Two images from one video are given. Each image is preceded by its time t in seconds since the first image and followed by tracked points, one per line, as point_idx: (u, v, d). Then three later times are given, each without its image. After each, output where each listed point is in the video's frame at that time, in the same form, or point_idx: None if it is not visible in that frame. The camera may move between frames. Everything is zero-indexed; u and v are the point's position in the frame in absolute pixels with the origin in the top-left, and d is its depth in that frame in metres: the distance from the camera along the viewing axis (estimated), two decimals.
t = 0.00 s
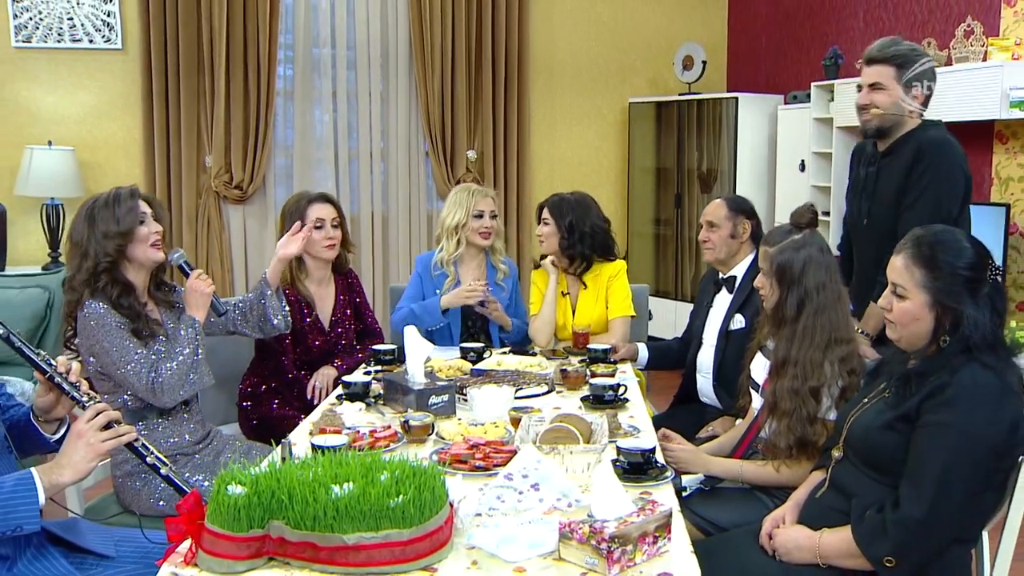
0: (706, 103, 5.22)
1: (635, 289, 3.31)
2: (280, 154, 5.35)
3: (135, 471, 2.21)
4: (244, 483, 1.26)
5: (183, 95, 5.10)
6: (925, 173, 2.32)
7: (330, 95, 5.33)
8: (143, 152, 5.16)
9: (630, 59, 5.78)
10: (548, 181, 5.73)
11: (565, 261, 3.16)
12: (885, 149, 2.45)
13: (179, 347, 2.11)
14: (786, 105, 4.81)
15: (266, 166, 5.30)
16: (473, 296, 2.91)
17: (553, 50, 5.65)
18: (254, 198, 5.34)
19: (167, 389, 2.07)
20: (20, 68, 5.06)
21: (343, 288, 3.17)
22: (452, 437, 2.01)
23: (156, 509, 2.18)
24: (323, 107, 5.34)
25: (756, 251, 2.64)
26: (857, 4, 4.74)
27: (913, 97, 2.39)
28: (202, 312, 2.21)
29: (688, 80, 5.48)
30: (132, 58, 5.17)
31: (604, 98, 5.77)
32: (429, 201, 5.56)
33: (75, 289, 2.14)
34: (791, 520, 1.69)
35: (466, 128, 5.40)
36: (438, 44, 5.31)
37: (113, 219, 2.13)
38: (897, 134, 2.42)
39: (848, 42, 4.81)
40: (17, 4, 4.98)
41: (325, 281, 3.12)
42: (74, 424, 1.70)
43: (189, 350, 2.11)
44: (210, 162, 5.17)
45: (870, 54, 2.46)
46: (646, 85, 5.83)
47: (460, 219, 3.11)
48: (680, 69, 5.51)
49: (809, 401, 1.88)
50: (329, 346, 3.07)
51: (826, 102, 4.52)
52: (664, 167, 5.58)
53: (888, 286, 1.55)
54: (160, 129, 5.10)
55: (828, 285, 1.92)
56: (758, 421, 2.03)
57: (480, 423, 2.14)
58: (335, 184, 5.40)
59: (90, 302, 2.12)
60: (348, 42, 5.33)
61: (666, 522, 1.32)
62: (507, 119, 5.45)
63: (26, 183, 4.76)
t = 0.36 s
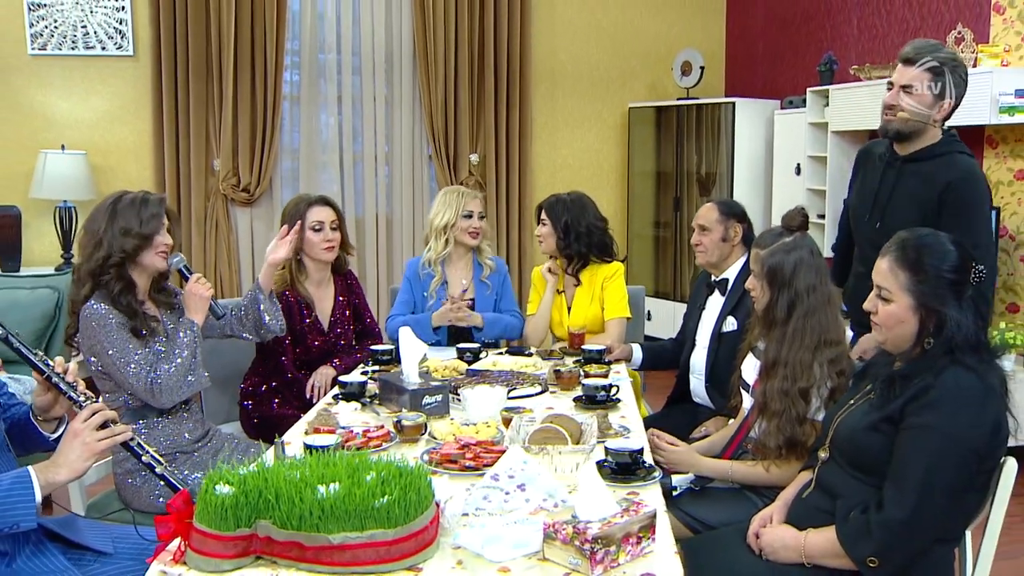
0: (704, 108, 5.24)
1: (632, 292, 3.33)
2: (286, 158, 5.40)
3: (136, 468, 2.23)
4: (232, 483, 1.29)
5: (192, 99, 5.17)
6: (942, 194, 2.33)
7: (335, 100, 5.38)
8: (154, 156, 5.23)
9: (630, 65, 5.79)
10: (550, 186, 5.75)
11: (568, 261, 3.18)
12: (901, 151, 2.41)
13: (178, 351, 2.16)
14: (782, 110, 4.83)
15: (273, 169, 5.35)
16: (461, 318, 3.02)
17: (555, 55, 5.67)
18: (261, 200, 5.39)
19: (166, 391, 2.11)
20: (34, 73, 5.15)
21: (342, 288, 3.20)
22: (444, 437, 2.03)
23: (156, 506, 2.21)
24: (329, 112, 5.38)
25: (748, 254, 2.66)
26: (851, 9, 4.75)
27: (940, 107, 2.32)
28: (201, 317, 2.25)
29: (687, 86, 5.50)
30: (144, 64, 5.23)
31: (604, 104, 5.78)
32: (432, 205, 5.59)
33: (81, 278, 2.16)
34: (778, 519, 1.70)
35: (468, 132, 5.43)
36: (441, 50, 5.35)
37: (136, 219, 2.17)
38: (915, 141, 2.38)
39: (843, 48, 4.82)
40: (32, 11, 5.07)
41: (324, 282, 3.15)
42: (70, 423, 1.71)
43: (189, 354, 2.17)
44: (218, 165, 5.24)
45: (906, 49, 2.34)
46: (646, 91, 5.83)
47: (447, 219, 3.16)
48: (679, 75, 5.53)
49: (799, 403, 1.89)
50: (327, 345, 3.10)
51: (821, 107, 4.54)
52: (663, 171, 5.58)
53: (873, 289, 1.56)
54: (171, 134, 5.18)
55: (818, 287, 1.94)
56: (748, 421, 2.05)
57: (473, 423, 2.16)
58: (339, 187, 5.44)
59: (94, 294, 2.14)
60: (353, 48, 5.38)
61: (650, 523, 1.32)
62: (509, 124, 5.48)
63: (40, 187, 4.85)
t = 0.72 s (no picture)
0: (704, 112, 5.25)
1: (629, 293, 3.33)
2: (293, 161, 5.44)
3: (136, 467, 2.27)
4: (220, 483, 1.30)
5: (201, 104, 5.24)
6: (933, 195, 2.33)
7: (341, 104, 5.41)
8: (164, 160, 5.30)
9: (630, 70, 5.79)
10: (551, 189, 5.75)
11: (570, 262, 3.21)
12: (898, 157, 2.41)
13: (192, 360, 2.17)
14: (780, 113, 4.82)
15: (279, 172, 5.40)
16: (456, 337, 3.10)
17: (557, 60, 5.69)
18: (268, 203, 5.44)
19: (176, 397, 2.13)
20: (47, 79, 5.27)
21: (341, 290, 3.23)
22: (436, 437, 2.04)
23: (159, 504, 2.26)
24: (334, 116, 5.43)
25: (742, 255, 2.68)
26: (847, 15, 4.76)
27: (932, 109, 2.34)
28: (219, 326, 2.27)
29: (686, 90, 5.50)
30: (154, 71, 5.33)
31: (606, 107, 5.79)
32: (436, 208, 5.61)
33: (102, 279, 2.20)
34: (766, 519, 1.71)
35: (471, 134, 5.45)
36: (444, 55, 5.37)
37: (155, 220, 2.20)
38: (912, 147, 2.39)
39: (839, 52, 4.83)
40: (48, 19, 5.19)
41: (324, 283, 3.20)
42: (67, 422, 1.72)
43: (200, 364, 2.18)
44: (226, 169, 5.30)
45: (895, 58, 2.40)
46: (646, 95, 5.83)
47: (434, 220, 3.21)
48: (679, 79, 5.54)
49: (788, 403, 1.90)
50: (327, 345, 3.14)
51: (819, 111, 4.55)
52: (664, 173, 5.58)
53: (860, 289, 1.57)
54: (179, 139, 5.25)
55: (809, 288, 1.94)
56: (739, 421, 2.07)
57: (466, 422, 2.17)
58: (345, 191, 5.48)
59: (115, 296, 2.18)
60: (359, 53, 5.41)
61: (635, 524, 1.33)
62: (511, 128, 5.50)
63: (54, 191, 4.96)
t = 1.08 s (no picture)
0: (704, 115, 5.25)
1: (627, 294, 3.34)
2: (299, 164, 5.48)
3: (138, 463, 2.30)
4: (207, 483, 1.32)
5: (210, 109, 5.26)
6: (917, 197, 2.34)
7: (347, 109, 5.45)
8: (173, 163, 5.34)
9: (631, 74, 5.79)
10: (553, 192, 5.76)
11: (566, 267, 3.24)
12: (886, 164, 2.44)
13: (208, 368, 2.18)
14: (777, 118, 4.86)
15: (286, 174, 5.43)
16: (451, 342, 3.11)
17: (560, 65, 5.69)
18: (275, 205, 5.47)
19: (187, 405, 2.14)
20: (61, 85, 5.29)
21: (341, 291, 3.25)
22: (428, 437, 2.04)
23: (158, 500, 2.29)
24: (340, 120, 5.46)
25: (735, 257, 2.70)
26: (843, 21, 4.76)
27: (915, 115, 2.36)
28: (238, 339, 2.30)
29: (686, 94, 5.51)
30: (164, 76, 5.35)
31: (606, 111, 5.79)
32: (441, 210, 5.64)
33: (131, 281, 2.26)
34: (754, 520, 1.72)
35: (475, 137, 5.48)
36: (447, 60, 5.41)
37: (187, 227, 2.25)
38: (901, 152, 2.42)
39: (836, 57, 4.82)
40: (61, 26, 5.22)
41: (324, 285, 3.21)
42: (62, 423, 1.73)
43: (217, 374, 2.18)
44: (234, 172, 5.33)
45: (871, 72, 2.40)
46: (646, 99, 5.83)
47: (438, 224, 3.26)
48: (678, 83, 5.54)
49: (778, 404, 1.92)
50: (325, 345, 3.16)
51: (815, 115, 4.56)
52: (665, 176, 5.58)
53: (847, 292, 1.58)
54: (188, 143, 5.29)
55: (799, 291, 1.96)
56: (730, 422, 2.08)
57: (459, 422, 2.18)
58: (350, 194, 5.51)
59: (141, 298, 2.23)
60: (364, 58, 5.45)
61: (618, 526, 1.33)
62: (514, 132, 5.52)
63: (67, 194, 5.01)
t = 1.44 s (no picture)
0: (706, 118, 5.24)
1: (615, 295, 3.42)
2: (307, 167, 5.51)
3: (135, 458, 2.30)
4: (195, 483, 1.33)
5: (219, 112, 5.30)
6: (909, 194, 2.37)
7: (353, 112, 5.48)
8: (184, 166, 5.36)
9: (633, 79, 5.79)
10: (556, 194, 5.77)
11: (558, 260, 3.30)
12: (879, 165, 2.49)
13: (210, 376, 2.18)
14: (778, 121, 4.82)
15: (294, 176, 5.46)
16: (446, 342, 3.11)
17: (563, 69, 5.70)
18: (282, 207, 5.50)
19: (186, 411, 2.14)
20: (76, 90, 5.33)
21: (342, 291, 3.27)
22: (421, 437, 2.04)
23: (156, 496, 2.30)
24: (347, 124, 5.49)
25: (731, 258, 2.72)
26: (841, 26, 4.75)
27: (903, 115, 2.42)
28: (241, 350, 2.26)
29: (687, 98, 5.50)
30: (176, 80, 5.37)
31: (608, 114, 5.79)
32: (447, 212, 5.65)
33: (143, 283, 2.26)
34: (743, 521, 1.72)
35: (479, 139, 5.50)
36: (452, 65, 5.43)
37: (197, 235, 2.24)
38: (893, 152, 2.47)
39: (834, 61, 4.82)
40: (77, 33, 5.27)
41: (325, 286, 3.23)
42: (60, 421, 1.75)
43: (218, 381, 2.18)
44: (243, 174, 5.36)
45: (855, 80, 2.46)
46: (648, 102, 5.83)
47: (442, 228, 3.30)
48: (679, 87, 5.54)
49: (769, 405, 1.94)
50: (325, 344, 3.17)
51: (814, 118, 4.55)
52: (667, 178, 5.58)
53: (836, 294, 1.58)
54: (198, 146, 5.32)
55: (790, 292, 1.98)
56: (722, 423, 2.10)
57: (453, 422, 2.19)
58: (357, 196, 5.53)
59: (151, 301, 2.23)
60: (370, 63, 5.48)
61: (604, 527, 1.34)
62: (518, 135, 5.54)
63: (81, 196, 5.06)
